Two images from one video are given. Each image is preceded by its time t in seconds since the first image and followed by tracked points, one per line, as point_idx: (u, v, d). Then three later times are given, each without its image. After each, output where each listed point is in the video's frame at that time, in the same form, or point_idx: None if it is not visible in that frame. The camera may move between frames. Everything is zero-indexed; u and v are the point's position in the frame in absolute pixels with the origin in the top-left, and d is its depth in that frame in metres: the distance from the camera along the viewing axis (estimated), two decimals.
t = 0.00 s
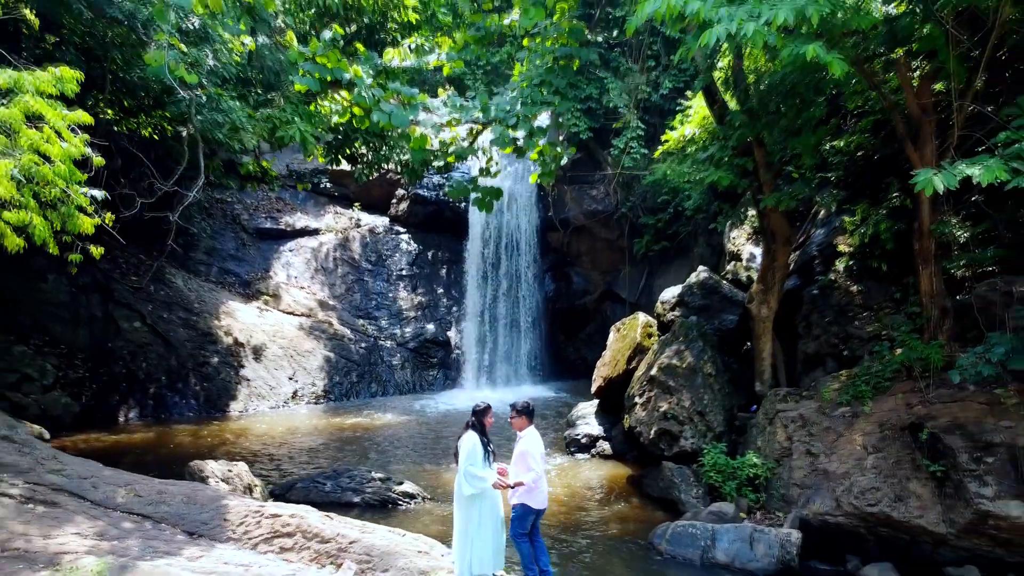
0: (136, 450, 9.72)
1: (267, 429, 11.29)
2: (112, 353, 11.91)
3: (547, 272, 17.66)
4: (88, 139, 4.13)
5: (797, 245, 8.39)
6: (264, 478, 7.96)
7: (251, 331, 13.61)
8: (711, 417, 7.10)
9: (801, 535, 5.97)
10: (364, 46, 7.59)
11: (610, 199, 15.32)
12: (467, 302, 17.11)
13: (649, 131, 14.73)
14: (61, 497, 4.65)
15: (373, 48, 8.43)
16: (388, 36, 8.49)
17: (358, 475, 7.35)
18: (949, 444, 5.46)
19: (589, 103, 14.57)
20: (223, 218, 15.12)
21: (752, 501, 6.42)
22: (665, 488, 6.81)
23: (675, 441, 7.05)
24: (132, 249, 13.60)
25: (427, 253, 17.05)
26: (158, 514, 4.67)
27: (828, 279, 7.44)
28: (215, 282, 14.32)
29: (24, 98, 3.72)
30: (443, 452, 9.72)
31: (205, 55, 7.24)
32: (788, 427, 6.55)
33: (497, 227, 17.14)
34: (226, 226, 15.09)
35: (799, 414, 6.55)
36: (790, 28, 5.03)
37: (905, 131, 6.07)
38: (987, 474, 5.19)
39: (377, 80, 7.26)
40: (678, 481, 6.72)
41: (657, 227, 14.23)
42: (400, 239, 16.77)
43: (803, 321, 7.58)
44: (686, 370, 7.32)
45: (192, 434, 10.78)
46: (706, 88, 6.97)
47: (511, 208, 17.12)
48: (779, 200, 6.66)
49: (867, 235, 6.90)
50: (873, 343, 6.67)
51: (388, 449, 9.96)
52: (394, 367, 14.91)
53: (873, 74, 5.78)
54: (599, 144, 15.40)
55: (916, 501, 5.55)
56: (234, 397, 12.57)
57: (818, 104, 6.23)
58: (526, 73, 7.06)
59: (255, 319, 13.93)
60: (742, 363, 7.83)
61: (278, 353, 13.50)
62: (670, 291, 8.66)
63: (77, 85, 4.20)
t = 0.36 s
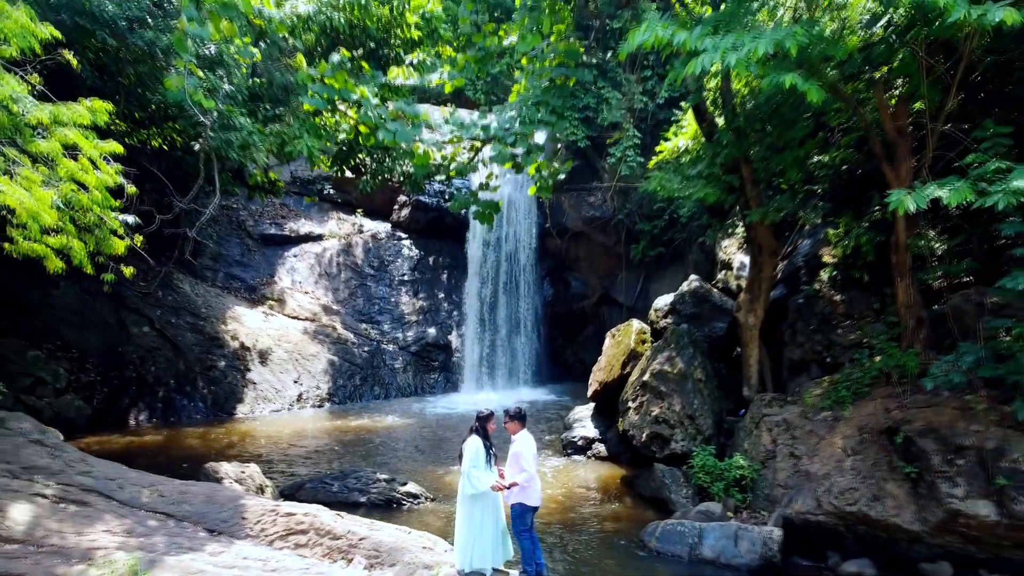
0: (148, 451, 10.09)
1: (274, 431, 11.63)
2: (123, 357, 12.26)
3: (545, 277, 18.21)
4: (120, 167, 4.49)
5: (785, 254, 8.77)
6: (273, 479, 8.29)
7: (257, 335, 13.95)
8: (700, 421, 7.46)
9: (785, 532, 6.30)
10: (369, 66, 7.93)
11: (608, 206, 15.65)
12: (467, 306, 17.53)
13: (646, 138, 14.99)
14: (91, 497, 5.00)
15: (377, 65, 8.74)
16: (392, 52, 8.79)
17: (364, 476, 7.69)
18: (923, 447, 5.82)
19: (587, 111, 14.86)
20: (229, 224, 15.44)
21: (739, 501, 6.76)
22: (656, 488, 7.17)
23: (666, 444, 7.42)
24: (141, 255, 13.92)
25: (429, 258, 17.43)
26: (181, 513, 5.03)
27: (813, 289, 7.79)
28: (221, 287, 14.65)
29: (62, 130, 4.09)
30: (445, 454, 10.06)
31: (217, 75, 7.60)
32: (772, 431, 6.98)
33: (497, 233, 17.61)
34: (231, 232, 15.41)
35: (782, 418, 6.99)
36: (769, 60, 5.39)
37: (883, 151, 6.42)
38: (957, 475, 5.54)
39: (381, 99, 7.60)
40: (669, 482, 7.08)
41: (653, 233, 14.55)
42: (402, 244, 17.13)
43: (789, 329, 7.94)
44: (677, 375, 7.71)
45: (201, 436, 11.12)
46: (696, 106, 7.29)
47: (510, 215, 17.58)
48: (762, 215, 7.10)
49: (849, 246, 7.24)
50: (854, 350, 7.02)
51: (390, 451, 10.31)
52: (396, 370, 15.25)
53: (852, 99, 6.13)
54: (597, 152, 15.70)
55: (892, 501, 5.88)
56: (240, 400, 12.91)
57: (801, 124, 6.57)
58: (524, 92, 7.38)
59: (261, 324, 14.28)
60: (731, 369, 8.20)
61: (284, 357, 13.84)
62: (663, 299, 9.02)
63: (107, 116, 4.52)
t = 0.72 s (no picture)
0: (160, 453, 10.45)
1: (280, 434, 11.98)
2: (132, 361, 12.65)
3: (544, 283, 18.43)
4: (145, 190, 4.75)
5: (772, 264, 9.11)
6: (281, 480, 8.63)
7: (263, 339, 14.28)
8: (691, 425, 7.82)
9: (769, 531, 6.61)
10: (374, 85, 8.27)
11: (605, 212, 15.98)
12: (467, 311, 17.85)
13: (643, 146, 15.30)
14: (117, 498, 5.35)
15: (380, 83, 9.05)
16: (394, 69, 9.08)
17: (369, 478, 8.03)
18: (899, 451, 6.19)
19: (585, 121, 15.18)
20: (234, 231, 15.76)
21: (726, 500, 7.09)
22: (648, 489, 7.53)
23: (657, 447, 7.79)
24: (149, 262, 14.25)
25: (430, 264, 17.80)
26: (202, 513, 5.39)
27: (799, 299, 8.12)
28: (227, 293, 14.98)
29: (96, 160, 4.45)
30: (446, 456, 10.42)
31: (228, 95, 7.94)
32: (758, 435, 7.28)
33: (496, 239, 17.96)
34: (237, 238, 15.74)
35: (767, 423, 7.31)
36: (752, 88, 5.74)
37: (862, 170, 6.78)
38: (931, 477, 5.91)
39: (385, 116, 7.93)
40: (660, 483, 7.45)
41: (649, 240, 14.88)
42: (403, 250, 17.47)
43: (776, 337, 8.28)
44: (668, 382, 8.08)
45: (210, 439, 11.47)
46: (687, 124, 7.62)
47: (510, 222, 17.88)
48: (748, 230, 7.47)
49: (832, 258, 7.56)
50: (837, 358, 7.37)
51: (393, 453, 10.68)
52: (398, 373, 15.60)
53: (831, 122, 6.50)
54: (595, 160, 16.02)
55: (870, 501, 6.25)
56: (247, 403, 13.25)
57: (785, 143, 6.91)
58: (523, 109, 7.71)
59: (266, 328, 14.63)
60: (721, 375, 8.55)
61: (289, 361, 14.17)
62: (656, 307, 9.38)
63: (135, 144, 4.87)
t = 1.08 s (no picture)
0: (170, 456, 10.78)
1: (286, 436, 12.33)
2: (141, 366, 12.91)
3: (543, 287, 18.91)
4: (168, 214, 5.18)
5: (761, 273, 9.48)
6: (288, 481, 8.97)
7: (268, 343, 14.62)
8: (682, 429, 8.18)
9: (755, 530, 6.97)
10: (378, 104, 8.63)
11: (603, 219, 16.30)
12: (467, 316, 18.35)
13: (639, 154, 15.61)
14: (140, 499, 5.70)
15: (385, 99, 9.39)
16: (398, 84, 9.42)
17: (374, 479, 8.38)
18: (878, 454, 6.53)
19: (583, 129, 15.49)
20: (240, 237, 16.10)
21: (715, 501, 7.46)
22: (642, 490, 7.89)
23: (650, 450, 8.17)
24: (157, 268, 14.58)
25: (431, 270, 18.29)
26: (220, 513, 5.74)
27: (786, 308, 8.48)
28: (233, 298, 15.32)
29: (123, 184, 4.81)
30: (447, 458, 10.78)
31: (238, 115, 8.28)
32: (745, 438, 7.63)
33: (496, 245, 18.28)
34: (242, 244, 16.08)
35: (754, 427, 7.66)
36: (736, 114, 6.09)
37: (843, 188, 7.17)
38: (907, 479, 6.25)
39: (389, 134, 8.29)
40: (652, 485, 7.81)
41: (645, 246, 15.22)
42: (405, 256, 17.89)
43: (764, 344, 8.65)
44: (660, 387, 8.46)
45: (218, 441, 11.81)
46: (678, 141, 7.96)
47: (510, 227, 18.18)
48: (734, 244, 7.92)
49: (818, 269, 7.92)
50: (821, 364, 7.71)
51: (396, 454, 11.05)
52: (400, 376, 15.98)
53: (812, 143, 6.86)
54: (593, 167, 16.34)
55: (851, 501, 6.59)
56: (253, 406, 13.60)
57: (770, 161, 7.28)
58: (521, 127, 8.05)
59: (272, 332, 14.98)
60: (711, 380, 8.93)
61: (293, 364, 14.52)
62: (650, 314, 9.77)
63: (157, 168, 5.22)
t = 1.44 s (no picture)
0: (179, 457, 11.10)
1: (291, 438, 12.68)
2: (150, 369, 13.24)
3: (541, 292, 19.38)
4: (188, 232, 5.50)
5: (750, 281, 9.86)
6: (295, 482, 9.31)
7: (273, 347, 14.92)
8: (673, 431, 8.53)
9: (742, 529, 7.32)
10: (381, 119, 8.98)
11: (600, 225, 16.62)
12: (467, 320, 18.73)
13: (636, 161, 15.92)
14: (159, 499, 6.06)
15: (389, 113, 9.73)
16: (402, 98, 9.77)
17: (378, 480, 8.71)
18: (858, 456, 6.88)
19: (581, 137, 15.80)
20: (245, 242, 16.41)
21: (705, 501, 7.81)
22: (635, 491, 8.25)
23: (643, 452, 8.54)
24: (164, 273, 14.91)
25: (433, 274, 18.63)
26: (235, 512, 6.10)
27: (773, 315, 8.81)
28: (238, 302, 15.64)
29: (146, 205, 5.15)
30: (448, 459, 11.14)
31: (247, 130, 8.61)
32: (732, 441, 7.97)
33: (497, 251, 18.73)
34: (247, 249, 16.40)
35: (741, 430, 7.99)
36: (721, 134, 6.43)
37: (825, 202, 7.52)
38: (885, 480, 6.60)
39: (392, 149, 8.63)
40: (645, 486, 8.18)
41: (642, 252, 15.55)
42: (406, 261, 18.19)
43: (752, 351, 9.01)
44: (652, 392, 8.82)
45: (225, 444, 12.14)
46: (670, 156, 8.30)
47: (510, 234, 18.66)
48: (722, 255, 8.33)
49: (803, 278, 8.26)
50: (806, 370, 8.06)
51: (398, 456, 11.40)
52: (402, 379, 16.34)
53: (795, 160, 7.21)
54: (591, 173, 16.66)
55: (833, 501, 6.94)
56: (259, 409, 13.95)
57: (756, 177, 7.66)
58: (519, 142, 8.39)
59: (276, 336, 15.29)
60: (702, 385, 9.29)
61: (297, 368, 14.85)
62: (644, 321, 10.13)
63: (177, 189, 5.56)
